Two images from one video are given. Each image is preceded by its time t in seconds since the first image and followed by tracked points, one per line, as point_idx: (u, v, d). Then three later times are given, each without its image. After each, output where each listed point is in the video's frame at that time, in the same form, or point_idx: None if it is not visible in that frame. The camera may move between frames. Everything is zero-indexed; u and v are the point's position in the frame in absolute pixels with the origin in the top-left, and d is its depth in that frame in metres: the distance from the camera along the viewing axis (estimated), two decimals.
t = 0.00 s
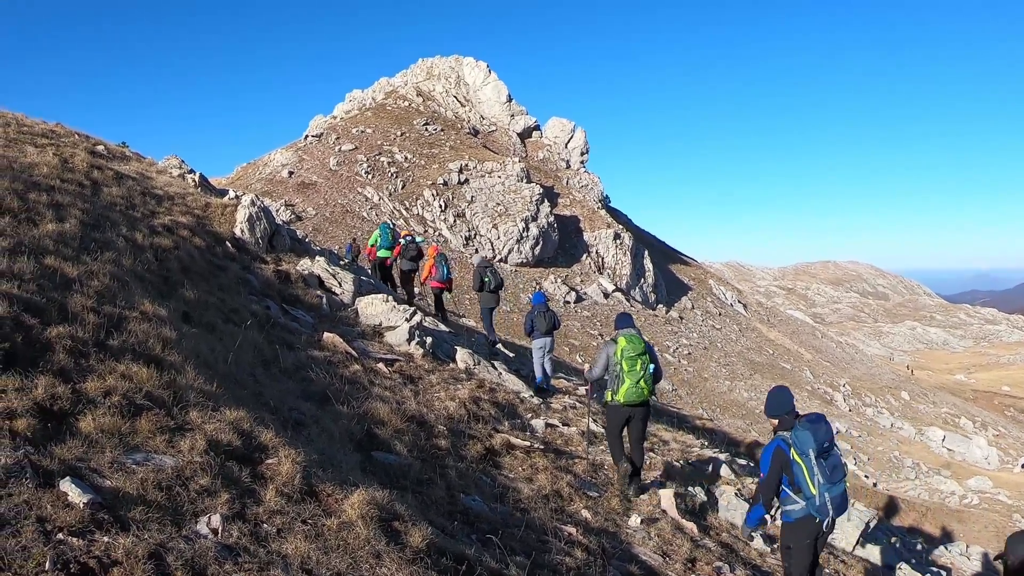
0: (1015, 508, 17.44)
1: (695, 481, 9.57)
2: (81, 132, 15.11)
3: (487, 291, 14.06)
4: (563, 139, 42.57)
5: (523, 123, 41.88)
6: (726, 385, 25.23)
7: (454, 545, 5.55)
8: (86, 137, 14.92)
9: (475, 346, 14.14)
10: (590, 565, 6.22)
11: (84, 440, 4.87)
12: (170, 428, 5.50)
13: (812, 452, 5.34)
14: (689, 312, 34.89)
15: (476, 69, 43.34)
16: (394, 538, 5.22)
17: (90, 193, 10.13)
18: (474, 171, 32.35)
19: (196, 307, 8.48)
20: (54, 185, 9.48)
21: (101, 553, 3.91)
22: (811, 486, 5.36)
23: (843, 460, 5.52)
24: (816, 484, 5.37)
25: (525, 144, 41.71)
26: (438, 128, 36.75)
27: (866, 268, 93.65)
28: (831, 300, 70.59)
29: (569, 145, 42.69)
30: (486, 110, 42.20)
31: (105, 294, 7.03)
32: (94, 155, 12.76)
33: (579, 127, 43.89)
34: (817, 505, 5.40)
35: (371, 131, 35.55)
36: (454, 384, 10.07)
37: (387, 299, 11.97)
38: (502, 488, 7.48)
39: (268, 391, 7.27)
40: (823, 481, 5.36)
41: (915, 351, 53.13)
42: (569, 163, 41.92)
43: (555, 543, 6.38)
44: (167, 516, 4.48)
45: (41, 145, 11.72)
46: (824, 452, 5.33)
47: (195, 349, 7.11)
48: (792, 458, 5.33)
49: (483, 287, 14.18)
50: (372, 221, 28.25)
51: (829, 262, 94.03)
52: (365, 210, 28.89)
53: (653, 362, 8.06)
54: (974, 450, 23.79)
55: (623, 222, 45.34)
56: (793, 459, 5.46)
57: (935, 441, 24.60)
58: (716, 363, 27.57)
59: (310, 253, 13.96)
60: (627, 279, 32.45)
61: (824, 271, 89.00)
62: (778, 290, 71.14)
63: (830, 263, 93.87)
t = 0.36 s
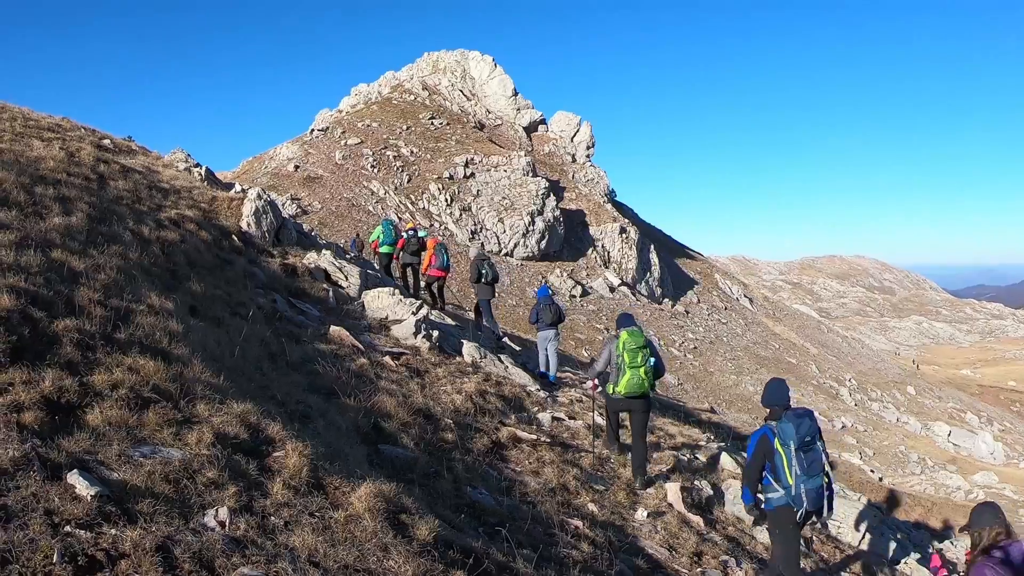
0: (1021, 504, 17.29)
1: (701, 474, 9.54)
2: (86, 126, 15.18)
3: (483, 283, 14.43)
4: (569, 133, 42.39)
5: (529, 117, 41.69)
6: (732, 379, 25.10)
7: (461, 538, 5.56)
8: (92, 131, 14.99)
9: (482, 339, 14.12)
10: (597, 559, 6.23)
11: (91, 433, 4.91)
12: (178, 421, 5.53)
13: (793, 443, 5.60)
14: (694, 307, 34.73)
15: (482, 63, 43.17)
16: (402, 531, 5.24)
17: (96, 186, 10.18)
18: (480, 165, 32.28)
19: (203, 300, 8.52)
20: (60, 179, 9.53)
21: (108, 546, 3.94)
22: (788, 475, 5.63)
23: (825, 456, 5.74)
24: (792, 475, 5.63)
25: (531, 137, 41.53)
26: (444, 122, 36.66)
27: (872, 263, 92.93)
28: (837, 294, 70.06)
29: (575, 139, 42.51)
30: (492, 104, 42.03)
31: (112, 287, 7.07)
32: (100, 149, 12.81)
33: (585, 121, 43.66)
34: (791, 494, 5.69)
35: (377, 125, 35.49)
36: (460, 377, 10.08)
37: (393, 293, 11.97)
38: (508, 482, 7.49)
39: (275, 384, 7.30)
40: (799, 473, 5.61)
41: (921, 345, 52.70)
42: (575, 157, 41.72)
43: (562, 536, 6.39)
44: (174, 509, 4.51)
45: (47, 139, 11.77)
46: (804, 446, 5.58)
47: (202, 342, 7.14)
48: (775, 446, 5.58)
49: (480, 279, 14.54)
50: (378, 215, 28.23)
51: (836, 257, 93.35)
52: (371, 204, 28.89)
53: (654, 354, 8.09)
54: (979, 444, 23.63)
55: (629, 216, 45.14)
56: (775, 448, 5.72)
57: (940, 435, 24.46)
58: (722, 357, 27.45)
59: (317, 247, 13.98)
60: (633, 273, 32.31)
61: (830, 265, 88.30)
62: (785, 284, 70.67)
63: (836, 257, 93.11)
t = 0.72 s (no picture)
0: None
1: (707, 466, 9.50)
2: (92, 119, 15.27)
3: (481, 269, 14.71)
4: (576, 126, 42.19)
5: (536, 110, 41.53)
6: (738, 372, 24.99)
7: (467, 528, 5.60)
8: (98, 124, 15.06)
9: (488, 331, 14.13)
10: (602, 550, 6.26)
11: (98, 422, 4.97)
12: (184, 410, 5.59)
13: (785, 413, 6.00)
14: (701, 300, 34.57)
15: (488, 56, 42.99)
16: (408, 520, 5.28)
17: (103, 178, 10.26)
18: (486, 157, 32.23)
19: (210, 292, 8.57)
20: (67, 171, 9.60)
21: (115, 534, 4.00)
22: (778, 441, 5.98)
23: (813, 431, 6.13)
24: (782, 443, 5.98)
25: (538, 130, 41.37)
26: (451, 115, 36.58)
27: (881, 258, 92.08)
28: (844, 288, 69.45)
29: (581, 132, 42.30)
30: (499, 97, 41.88)
31: (118, 278, 7.13)
32: (107, 142, 12.90)
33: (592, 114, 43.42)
34: (780, 461, 6.01)
35: (383, 118, 35.45)
36: (466, 369, 10.10)
37: (400, 284, 11.99)
38: (514, 473, 7.51)
39: (282, 375, 7.35)
40: (788, 442, 5.97)
41: (928, 340, 52.23)
42: (582, 150, 41.51)
43: (568, 527, 6.42)
44: (181, 498, 4.56)
45: (54, 131, 11.85)
46: (795, 416, 5.98)
47: (209, 332, 7.20)
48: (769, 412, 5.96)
49: (478, 264, 14.81)
50: (384, 208, 28.24)
51: (844, 251, 92.53)
52: (378, 196, 28.91)
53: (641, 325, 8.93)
54: (985, 439, 23.47)
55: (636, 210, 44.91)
56: (768, 416, 6.09)
57: (946, 430, 24.30)
58: (728, 351, 27.33)
59: (323, 239, 14.02)
60: (639, 266, 32.18)
61: (837, 259, 87.49)
62: (792, 279, 70.15)
63: (844, 251, 92.23)
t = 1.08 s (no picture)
0: None
1: (710, 463, 9.45)
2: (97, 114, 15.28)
3: (479, 262, 14.81)
4: (582, 122, 42.01)
5: (542, 106, 41.38)
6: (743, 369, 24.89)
7: (469, 522, 5.59)
8: (103, 117, 15.07)
9: (492, 326, 14.11)
10: (605, 546, 6.24)
11: (100, 416, 4.98)
12: (186, 404, 5.59)
13: (768, 408, 6.23)
14: (706, 297, 34.45)
15: (494, 50, 42.82)
16: (409, 515, 5.28)
17: (108, 171, 10.27)
18: (492, 152, 32.13)
19: (213, 285, 8.57)
20: (71, 164, 9.60)
21: (116, 527, 3.99)
22: (763, 436, 6.23)
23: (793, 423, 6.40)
24: (767, 437, 6.23)
25: (544, 126, 41.23)
26: (456, 110, 36.48)
27: (886, 256, 91.54)
28: (849, 286, 69.07)
29: (587, 128, 42.12)
30: (505, 92, 41.71)
31: (122, 271, 7.12)
32: (111, 135, 12.90)
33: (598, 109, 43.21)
34: (766, 455, 6.24)
35: (389, 112, 35.38)
36: (470, 364, 10.08)
37: (404, 279, 11.97)
38: (517, 468, 7.49)
39: (285, 368, 7.34)
40: (774, 435, 6.23)
41: (933, 337, 51.95)
42: (588, 146, 41.32)
43: (570, 523, 6.41)
44: (182, 491, 4.56)
45: (59, 125, 11.87)
46: (777, 410, 6.23)
47: (212, 326, 7.20)
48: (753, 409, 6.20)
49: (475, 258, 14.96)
50: (390, 202, 28.19)
51: (849, 249, 92.03)
52: (383, 191, 28.85)
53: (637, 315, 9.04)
54: (990, 437, 23.33)
55: (642, 206, 44.72)
56: (752, 412, 6.33)
57: (950, 428, 24.17)
58: (732, 348, 27.22)
59: (327, 233, 14.01)
60: (645, 263, 32.08)
61: (842, 257, 86.98)
62: (797, 276, 69.83)
63: (849, 249, 91.67)
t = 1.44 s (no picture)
0: None
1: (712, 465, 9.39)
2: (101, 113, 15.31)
3: (473, 260, 14.78)
4: (585, 123, 41.98)
5: (545, 106, 41.38)
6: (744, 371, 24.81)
7: (470, 523, 5.57)
8: (106, 116, 15.10)
9: (494, 327, 14.08)
10: (606, 547, 6.21)
11: (102, 415, 4.97)
12: (188, 404, 5.58)
13: (742, 385, 6.57)
14: (708, 298, 34.37)
15: (497, 51, 42.82)
16: (410, 516, 5.26)
17: (110, 171, 10.28)
18: (495, 153, 32.12)
19: (215, 285, 8.57)
20: (74, 163, 9.61)
21: (117, 527, 3.98)
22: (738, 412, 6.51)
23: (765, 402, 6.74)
24: (743, 414, 6.52)
25: (547, 127, 41.22)
26: (459, 110, 36.49)
27: (888, 257, 91.34)
28: (852, 288, 68.90)
29: (590, 129, 42.08)
30: (508, 92, 41.70)
31: (124, 271, 7.12)
32: (114, 134, 12.91)
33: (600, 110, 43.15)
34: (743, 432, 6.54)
35: (392, 113, 35.38)
36: (472, 365, 10.06)
37: (406, 279, 11.94)
38: (518, 469, 7.46)
39: (287, 368, 7.33)
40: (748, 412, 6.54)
41: (935, 340, 51.81)
42: (590, 147, 41.30)
43: (570, 524, 6.38)
44: (184, 491, 4.55)
45: (62, 124, 11.89)
46: (751, 388, 6.57)
47: (214, 326, 7.19)
48: (728, 386, 6.49)
49: (470, 256, 14.95)
50: (393, 202, 28.17)
51: (851, 251, 91.86)
52: (386, 191, 28.85)
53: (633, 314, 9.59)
54: (991, 439, 23.25)
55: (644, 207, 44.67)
56: (727, 392, 6.63)
57: (951, 430, 24.09)
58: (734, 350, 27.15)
59: (330, 233, 14.01)
60: (647, 263, 32.03)
61: (844, 259, 86.70)
62: (799, 278, 69.69)
63: (851, 250, 91.43)
